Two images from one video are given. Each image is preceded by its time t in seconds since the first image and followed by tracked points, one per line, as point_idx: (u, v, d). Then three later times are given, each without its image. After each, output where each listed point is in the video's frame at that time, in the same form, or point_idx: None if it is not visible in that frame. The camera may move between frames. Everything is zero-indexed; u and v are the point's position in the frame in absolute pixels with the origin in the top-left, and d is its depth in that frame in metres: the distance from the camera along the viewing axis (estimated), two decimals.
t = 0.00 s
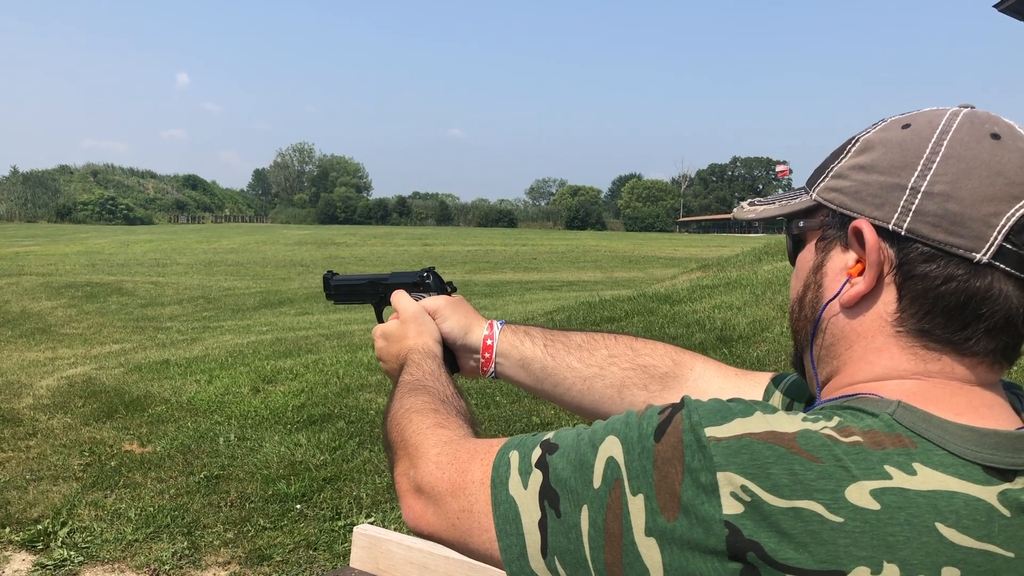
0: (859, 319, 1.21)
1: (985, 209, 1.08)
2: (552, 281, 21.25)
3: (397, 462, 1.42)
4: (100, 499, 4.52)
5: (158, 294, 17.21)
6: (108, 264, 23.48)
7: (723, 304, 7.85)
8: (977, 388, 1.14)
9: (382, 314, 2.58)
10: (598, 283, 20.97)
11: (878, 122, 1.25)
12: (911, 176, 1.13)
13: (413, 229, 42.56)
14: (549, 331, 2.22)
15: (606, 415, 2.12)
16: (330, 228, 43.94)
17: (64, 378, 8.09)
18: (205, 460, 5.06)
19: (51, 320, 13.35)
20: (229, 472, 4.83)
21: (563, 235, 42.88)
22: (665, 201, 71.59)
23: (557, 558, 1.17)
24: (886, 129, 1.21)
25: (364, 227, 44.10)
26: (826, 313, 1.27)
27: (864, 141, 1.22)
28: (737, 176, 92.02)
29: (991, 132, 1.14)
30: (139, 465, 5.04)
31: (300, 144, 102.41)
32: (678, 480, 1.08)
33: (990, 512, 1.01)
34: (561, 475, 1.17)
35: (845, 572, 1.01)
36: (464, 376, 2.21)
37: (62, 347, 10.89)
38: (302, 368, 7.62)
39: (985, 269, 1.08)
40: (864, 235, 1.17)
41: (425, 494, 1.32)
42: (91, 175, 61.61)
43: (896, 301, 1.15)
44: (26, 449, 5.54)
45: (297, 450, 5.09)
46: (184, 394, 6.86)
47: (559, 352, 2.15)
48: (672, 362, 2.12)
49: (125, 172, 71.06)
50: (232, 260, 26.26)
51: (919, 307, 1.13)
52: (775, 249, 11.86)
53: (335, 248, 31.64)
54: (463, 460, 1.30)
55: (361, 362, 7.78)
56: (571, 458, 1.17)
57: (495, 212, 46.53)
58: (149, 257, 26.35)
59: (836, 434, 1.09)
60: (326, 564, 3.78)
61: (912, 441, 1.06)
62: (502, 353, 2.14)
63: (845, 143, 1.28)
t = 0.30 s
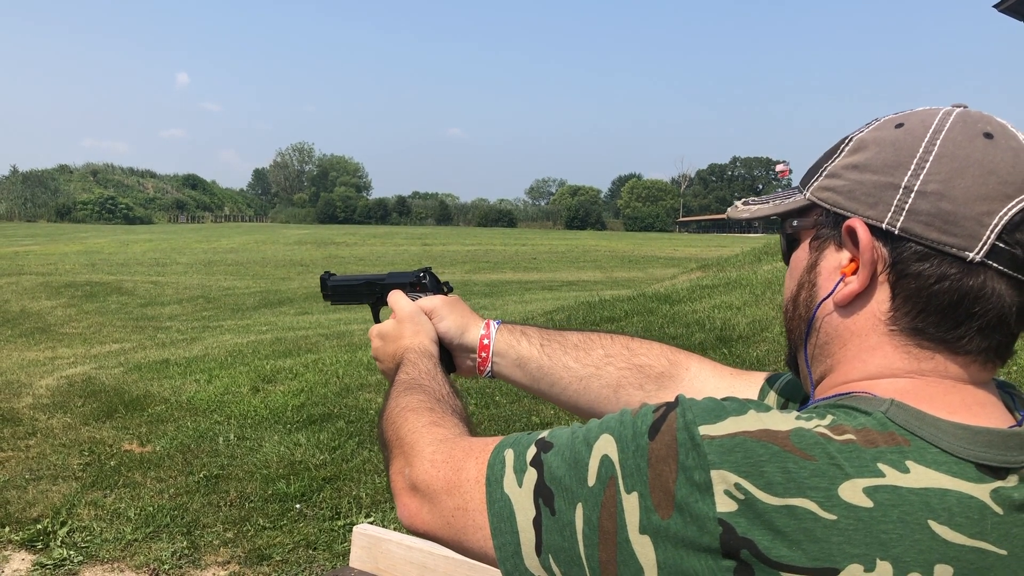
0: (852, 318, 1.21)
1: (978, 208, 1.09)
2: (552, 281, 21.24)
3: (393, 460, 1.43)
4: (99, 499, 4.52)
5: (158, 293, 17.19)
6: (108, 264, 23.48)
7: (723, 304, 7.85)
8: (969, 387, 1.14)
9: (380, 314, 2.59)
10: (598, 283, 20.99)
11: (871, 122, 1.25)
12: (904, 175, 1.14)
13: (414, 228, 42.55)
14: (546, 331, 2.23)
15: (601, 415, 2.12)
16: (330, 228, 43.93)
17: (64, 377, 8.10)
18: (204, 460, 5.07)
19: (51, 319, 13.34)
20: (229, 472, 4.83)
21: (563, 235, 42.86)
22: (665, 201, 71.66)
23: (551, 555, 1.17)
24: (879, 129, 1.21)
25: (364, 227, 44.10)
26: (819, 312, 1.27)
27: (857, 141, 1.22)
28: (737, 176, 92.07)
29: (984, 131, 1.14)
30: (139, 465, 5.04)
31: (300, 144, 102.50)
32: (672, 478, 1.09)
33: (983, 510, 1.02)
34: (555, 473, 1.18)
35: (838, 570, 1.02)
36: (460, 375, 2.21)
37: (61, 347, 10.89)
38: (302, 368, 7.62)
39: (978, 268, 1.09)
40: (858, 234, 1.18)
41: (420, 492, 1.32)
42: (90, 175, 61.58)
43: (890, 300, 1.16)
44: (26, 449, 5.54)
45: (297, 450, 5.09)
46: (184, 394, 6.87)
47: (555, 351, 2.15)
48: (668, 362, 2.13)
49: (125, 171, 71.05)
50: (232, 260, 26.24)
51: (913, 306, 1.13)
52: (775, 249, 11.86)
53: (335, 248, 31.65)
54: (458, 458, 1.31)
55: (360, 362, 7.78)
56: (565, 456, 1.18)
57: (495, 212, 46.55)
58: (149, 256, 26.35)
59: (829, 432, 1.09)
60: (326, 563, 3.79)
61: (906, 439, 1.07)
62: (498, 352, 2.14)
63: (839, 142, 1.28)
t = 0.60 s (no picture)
0: (850, 318, 1.21)
1: (975, 207, 1.09)
2: (552, 281, 21.24)
3: (392, 457, 1.43)
4: (99, 499, 4.52)
5: (157, 294, 17.18)
6: (107, 264, 23.50)
7: (722, 305, 7.85)
8: (968, 386, 1.14)
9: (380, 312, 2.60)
10: (597, 283, 21.02)
11: (868, 122, 1.25)
12: (901, 175, 1.14)
13: (413, 229, 42.54)
14: (546, 330, 2.23)
15: (601, 413, 2.12)
16: (329, 228, 43.91)
17: (64, 378, 8.10)
18: (204, 460, 5.07)
19: (50, 319, 13.33)
20: (228, 472, 4.83)
21: (562, 236, 42.87)
22: (665, 202, 71.72)
23: (549, 553, 1.17)
24: (876, 129, 1.21)
25: (364, 227, 44.09)
26: (818, 312, 1.27)
27: (855, 141, 1.22)
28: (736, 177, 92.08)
29: (981, 131, 1.14)
30: (138, 465, 5.04)
31: (299, 144, 102.50)
32: (671, 477, 1.09)
33: (981, 509, 1.02)
34: (554, 472, 1.18)
35: (836, 569, 1.02)
36: (461, 374, 2.21)
37: (61, 347, 10.88)
38: (301, 368, 7.63)
39: (976, 267, 1.09)
40: (855, 234, 1.18)
41: (419, 490, 1.32)
42: (90, 175, 61.56)
43: (888, 300, 1.16)
44: (25, 450, 5.54)
45: (297, 450, 5.08)
46: (183, 394, 6.87)
47: (555, 350, 2.15)
48: (668, 361, 2.13)
49: (124, 171, 71.07)
50: (231, 260, 26.24)
51: (911, 305, 1.13)
52: (775, 249, 11.86)
53: (334, 248, 31.66)
54: (457, 456, 1.31)
55: (360, 363, 7.78)
56: (563, 455, 1.18)
57: (495, 212, 46.58)
58: (149, 257, 26.36)
59: (827, 431, 1.09)
60: (325, 564, 3.78)
61: (905, 439, 1.07)
62: (499, 351, 2.14)
63: (836, 142, 1.28)
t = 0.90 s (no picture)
0: (854, 322, 1.21)
1: (976, 209, 1.09)
2: (551, 282, 21.25)
3: (394, 455, 1.42)
4: (99, 500, 4.52)
5: (157, 294, 17.18)
6: (106, 265, 23.49)
7: (722, 305, 7.85)
8: (971, 389, 1.14)
9: (393, 284, 2.59)
10: (597, 283, 21.03)
11: (868, 125, 1.25)
12: (902, 178, 1.14)
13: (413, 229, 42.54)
14: (564, 323, 2.22)
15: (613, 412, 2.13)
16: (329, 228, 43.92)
17: (64, 378, 8.10)
18: (204, 461, 5.07)
19: (50, 320, 13.34)
20: (228, 473, 4.82)
21: (562, 237, 42.88)
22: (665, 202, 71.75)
23: (551, 558, 1.17)
24: (877, 131, 1.21)
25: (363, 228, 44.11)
26: (821, 316, 1.27)
27: (855, 144, 1.22)
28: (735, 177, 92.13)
29: (981, 133, 1.14)
30: (138, 466, 5.04)
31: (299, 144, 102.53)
32: (672, 482, 1.09)
33: (983, 516, 1.02)
34: (554, 475, 1.18)
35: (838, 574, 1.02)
36: (472, 360, 2.21)
37: (61, 347, 10.88)
38: (301, 369, 7.62)
39: (979, 270, 1.09)
40: (857, 237, 1.18)
41: (421, 489, 1.32)
42: (90, 176, 61.58)
43: (891, 303, 1.16)
44: (25, 450, 5.53)
45: (296, 451, 5.08)
46: (183, 394, 6.87)
47: (572, 344, 2.15)
48: (685, 365, 2.13)
49: (124, 172, 71.10)
50: (231, 261, 26.25)
51: (914, 308, 1.13)
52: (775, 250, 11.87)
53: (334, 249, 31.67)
54: (459, 456, 1.31)
55: (360, 363, 7.79)
56: (564, 457, 1.18)
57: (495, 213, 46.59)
58: (149, 258, 26.37)
59: (830, 435, 1.09)
60: (325, 565, 3.78)
61: (907, 443, 1.07)
62: (514, 343, 2.14)
63: (837, 145, 1.28)
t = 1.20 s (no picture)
0: (863, 322, 1.21)
1: (991, 212, 1.09)
2: (550, 283, 21.26)
3: (398, 458, 1.43)
4: (99, 501, 4.52)
5: (156, 295, 17.18)
6: (105, 266, 23.48)
7: (721, 306, 7.86)
8: (980, 390, 1.14)
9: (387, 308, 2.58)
10: (595, 284, 21.02)
11: (883, 124, 1.25)
12: (917, 178, 1.14)
13: (412, 230, 42.55)
14: (553, 333, 2.23)
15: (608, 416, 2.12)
16: (328, 229, 43.92)
17: (63, 380, 8.09)
18: (203, 462, 5.06)
19: (49, 322, 13.32)
20: (228, 474, 4.82)
21: (561, 237, 42.89)
22: (664, 203, 71.84)
23: (557, 554, 1.17)
24: (892, 131, 1.21)
25: (362, 229, 44.11)
26: (830, 314, 1.27)
27: (870, 142, 1.22)
28: (734, 178, 92.23)
29: (998, 135, 1.15)
30: (138, 467, 5.04)
31: (298, 146, 102.62)
32: (680, 479, 1.09)
33: (992, 515, 1.02)
34: (562, 472, 1.18)
35: (845, 572, 1.02)
36: (465, 376, 2.21)
37: (60, 349, 10.88)
38: (301, 369, 7.62)
39: (991, 272, 1.09)
40: (870, 237, 1.18)
41: (425, 491, 1.32)
42: (89, 177, 61.55)
43: (901, 303, 1.16)
44: (25, 451, 5.53)
45: (296, 451, 5.09)
46: (183, 395, 6.87)
47: (561, 352, 2.16)
48: (675, 363, 2.13)
49: (123, 173, 71.09)
50: (230, 262, 26.24)
51: (925, 309, 1.14)
52: (773, 250, 11.89)
53: (334, 250, 31.65)
54: (464, 457, 1.31)
55: (359, 364, 7.79)
56: (572, 455, 1.18)
57: (494, 214, 46.57)
58: (148, 258, 26.37)
59: (838, 434, 1.09)
60: (325, 565, 3.78)
61: (916, 443, 1.07)
62: (505, 353, 2.15)
63: (851, 144, 1.28)
